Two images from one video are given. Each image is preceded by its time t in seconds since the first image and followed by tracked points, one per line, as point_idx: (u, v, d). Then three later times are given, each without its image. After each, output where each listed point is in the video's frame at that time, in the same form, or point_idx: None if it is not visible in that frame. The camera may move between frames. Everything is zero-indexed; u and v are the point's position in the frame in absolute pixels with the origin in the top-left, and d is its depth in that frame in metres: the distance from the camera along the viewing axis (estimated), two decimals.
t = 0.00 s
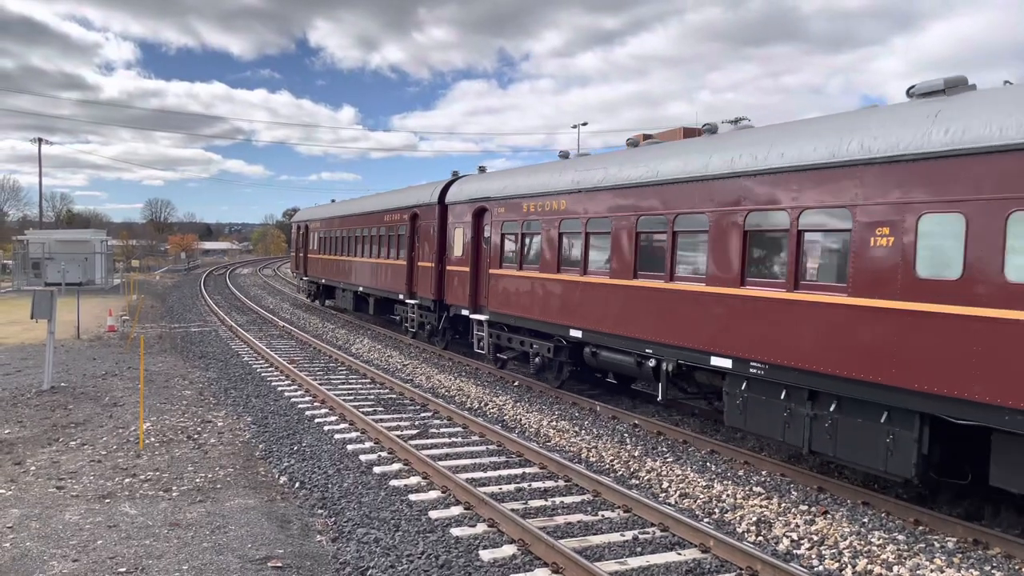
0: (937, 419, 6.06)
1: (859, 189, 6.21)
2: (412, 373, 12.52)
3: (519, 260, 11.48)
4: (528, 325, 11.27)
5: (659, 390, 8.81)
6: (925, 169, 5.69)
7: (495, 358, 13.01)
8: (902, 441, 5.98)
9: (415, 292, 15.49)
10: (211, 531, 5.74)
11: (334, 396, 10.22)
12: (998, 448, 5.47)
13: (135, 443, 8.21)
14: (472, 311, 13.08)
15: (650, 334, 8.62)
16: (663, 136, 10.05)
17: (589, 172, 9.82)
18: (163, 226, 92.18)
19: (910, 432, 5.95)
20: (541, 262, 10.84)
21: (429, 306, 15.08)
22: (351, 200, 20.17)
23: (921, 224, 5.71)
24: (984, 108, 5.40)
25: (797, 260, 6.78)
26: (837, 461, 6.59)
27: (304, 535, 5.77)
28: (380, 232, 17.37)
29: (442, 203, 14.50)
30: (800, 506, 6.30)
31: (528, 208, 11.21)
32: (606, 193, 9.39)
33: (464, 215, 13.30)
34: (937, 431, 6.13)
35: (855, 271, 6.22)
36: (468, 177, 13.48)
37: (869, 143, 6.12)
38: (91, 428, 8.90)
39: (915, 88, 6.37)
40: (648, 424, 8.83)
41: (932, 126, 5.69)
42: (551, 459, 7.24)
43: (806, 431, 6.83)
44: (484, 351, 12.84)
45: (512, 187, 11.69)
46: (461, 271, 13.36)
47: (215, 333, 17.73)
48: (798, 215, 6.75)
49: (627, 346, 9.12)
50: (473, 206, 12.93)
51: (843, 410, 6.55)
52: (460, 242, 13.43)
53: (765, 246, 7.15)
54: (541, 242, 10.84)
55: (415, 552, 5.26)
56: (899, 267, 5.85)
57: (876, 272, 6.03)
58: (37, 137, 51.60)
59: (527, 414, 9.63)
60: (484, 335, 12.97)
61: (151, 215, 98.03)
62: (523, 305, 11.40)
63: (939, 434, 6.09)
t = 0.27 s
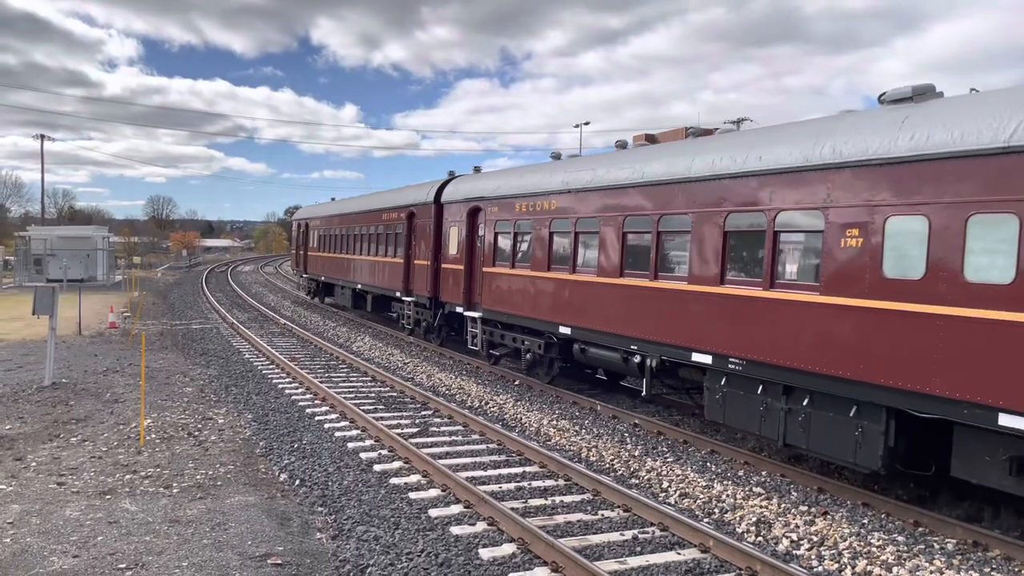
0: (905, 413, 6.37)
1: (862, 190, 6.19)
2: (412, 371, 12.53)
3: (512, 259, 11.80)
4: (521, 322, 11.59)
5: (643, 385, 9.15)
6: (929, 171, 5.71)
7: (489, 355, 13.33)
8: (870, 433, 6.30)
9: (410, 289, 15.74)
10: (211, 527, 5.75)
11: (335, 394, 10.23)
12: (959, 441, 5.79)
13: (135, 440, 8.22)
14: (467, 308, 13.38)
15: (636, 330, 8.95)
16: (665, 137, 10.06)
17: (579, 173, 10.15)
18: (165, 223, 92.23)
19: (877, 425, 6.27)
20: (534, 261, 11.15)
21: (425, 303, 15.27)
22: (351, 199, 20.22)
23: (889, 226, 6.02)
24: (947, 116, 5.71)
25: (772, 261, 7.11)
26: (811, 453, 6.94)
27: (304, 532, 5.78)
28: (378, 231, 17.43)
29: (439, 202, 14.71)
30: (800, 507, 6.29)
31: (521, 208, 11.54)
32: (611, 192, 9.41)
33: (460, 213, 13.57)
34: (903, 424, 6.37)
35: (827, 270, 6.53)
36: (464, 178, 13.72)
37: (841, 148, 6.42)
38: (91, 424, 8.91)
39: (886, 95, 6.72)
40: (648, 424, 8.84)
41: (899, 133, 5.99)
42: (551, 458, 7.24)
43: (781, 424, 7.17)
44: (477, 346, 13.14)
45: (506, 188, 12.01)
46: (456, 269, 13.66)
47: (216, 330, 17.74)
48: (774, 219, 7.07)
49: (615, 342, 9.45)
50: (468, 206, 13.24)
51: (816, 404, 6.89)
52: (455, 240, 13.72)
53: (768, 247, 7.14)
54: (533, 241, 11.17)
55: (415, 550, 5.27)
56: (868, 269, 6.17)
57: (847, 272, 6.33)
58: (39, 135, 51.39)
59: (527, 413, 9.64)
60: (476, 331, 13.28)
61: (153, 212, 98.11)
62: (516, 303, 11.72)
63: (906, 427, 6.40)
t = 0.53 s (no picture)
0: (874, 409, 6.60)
1: (865, 192, 6.17)
2: (413, 370, 12.53)
3: (504, 258, 11.96)
4: (511, 319, 11.78)
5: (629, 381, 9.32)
6: (933, 171, 5.64)
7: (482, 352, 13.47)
8: (840, 428, 6.53)
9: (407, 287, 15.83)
10: (211, 525, 5.76)
11: (335, 392, 10.24)
12: (924, 435, 6.02)
13: (135, 437, 8.23)
14: (461, 306, 13.51)
15: (619, 326, 9.15)
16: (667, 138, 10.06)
17: (569, 174, 10.32)
18: (166, 220, 92.30)
19: (846, 420, 6.50)
20: (525, 259, 11.32)
21: (421, 301, 15.35)
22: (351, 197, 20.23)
23: (858, 228, 6.21)
24: (913, 123, 5.93)
25: (749, 261, 7.30)
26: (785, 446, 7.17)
27: (304, 530, 5.78)
28: (377, 230, 17.44)
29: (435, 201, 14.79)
30: (800, 508, 6.29)
31: (514, 208, 11.69)
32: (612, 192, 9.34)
33: (455, 213, 13.66)
34: (872, 418, 6.59)
35: (801, 271, 6.73)
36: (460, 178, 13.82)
37: (814, 152, 6.64)
38: (92, 421, 8.91)
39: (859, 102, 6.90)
40: (649, 424, 8.83)
41: (869, 138, 6.20)
42: (551, 457, 7.24)
43: (758, 419, 7.38)
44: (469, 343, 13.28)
45: (499, 188, 12.15)
46: (450, 267, 13.78)
47: (217, 328, 17.74)
48: (753, 220, 7.26)
49: (601, 339, 9.63)
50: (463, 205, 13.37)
51: (790, 399, 7.11)
52: (450, 239, 13.84)
53: (770, 248, 7.13)
54: (524, 240, 11.35)
55: (414, 549, 5.26)
56: (838, 269, 6.37)
57: (819, 271, 6.54)
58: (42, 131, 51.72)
59: (528, 412, 9.64)
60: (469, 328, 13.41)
61: (155, 209, 98.21)
62: (506, 300, 11.91)
63: (874, 422, 6.64)
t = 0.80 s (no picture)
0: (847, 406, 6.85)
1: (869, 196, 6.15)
2: (415, 370, 12.54)
3: (498, 259, 12.08)
4: (503, 318, 11.95)
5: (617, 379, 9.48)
6: (938, 176, 5.63)
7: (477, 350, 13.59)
8: (815, 424, 6.78)
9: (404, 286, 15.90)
10: (212, 523, 5.76)
11: (337, 392, 10.25)
12: (892, 431, 6.25)
13: (138, 435, 8.24)
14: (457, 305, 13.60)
15: (607, 326, 9.39)
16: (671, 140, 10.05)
17: (562, 177, 10.49)
18: (170, 219, 92.46)
19: (820, 416, 6.75)
20: (519, 260, 11.47)
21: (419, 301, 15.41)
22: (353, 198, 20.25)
23: (832, 232, 6.46)
24: (896, 129, 6.07)
25: (730, 262, 7.51)
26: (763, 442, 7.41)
27: (305, 529, 5.78)
28: (378, 230, 17.46)
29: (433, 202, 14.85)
30: (802, 512, 6.28)
31: (509, 210, 11.82)
32: (614, 195, 9.32)
33: (452, 213, 13.74)
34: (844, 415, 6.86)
35: (779, 272, 6.96)
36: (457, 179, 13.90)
37: (791, 159, 6.90)
38: (94, 419, 8.93)
39: (837, 110, 7.14)
40: (651, 426, 8.82)
41: (843, 146, 6.45)
42: (553, 459, 7.24)
43: (738, 416, 7.60)
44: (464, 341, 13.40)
45: (496, 190, 12.27)
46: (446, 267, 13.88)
47: (220, 327, 17.76)
48: (734, 223, 7.49)
49: (590, 338, 9.83)
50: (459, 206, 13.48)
51: (768, 397, 7.35)
52: (446, 240, 13.93)
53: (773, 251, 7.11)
54: (518, 241, 11.52)
55: (415, 549, 5.27)
56: (813, 271, 6.61)
57: (796, 274, 6.77)
58: (46, 129, 51.89)
59: (529, 414, 9.64)
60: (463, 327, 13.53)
61: (159, 207, 98.37)
62: (498, 299, 12.09)
63: (847, 418, 6.90)
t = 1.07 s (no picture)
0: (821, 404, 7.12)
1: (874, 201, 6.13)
2: (417, 372, 12.54)
3: (493, 261, 12.13)
4: (496, 318, 12.08)
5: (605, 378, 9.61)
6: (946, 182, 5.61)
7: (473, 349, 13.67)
8: (790, 421, 7.02)
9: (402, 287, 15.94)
10: (214, 522, 5.77)
11: (339, 392, 10.26)
12: (863, 427, 6.52)
13: (140, 434, 8.25)
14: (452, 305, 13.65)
15: (594, 325, 9.59)
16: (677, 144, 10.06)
17: (555, 181, 10.61)
18: (174, 219, 92.61)
19: (796, 413, 7.00)
20: (513, 261, 11.56)
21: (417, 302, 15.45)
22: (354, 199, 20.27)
23: (808, 237, 6.73)
24: (896, 136, 6.14)
25: (713, 264, 7.75)
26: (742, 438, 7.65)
27: (307, 530, 5.79)
28: (378, 231, 17.48)
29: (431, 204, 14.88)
30: (804, 516, 6.27)
31: (504, 212, 11.87)
32: (614, 198, 9.30)
33: (449, 215, 13.78)
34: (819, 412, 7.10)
35: (759, 274, 7.20)
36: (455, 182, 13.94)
37: (772, 165, 7.15)
38: (96, 417, 8.94)
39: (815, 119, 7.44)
40: (653, 430, 8.82)
41: (820, 154, 6.73)
42: (555, 461, 7.24)
43: (720, 413, 7.83)
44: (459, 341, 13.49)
45: (492, 192, 12.32)
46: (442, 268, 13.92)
47: (223, 327, 17.79)
48: (718, 227, 7.72)
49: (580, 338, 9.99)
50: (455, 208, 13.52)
51: (749, 395, 7.58)
52: (442, 241, 13.98)
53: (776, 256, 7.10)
54: (511, 243, 11.61)
55: (417, 550, 5.27)
56: (791, 274, 6.87)
57: (775, 275, 7.03)
58: (52, 128, 52.06)
59: (531, 416, 9.64)
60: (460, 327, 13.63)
61: (163, 207, 98.59)
62: (490, 299, 12.21)
63: (821, 416, 7.16)
